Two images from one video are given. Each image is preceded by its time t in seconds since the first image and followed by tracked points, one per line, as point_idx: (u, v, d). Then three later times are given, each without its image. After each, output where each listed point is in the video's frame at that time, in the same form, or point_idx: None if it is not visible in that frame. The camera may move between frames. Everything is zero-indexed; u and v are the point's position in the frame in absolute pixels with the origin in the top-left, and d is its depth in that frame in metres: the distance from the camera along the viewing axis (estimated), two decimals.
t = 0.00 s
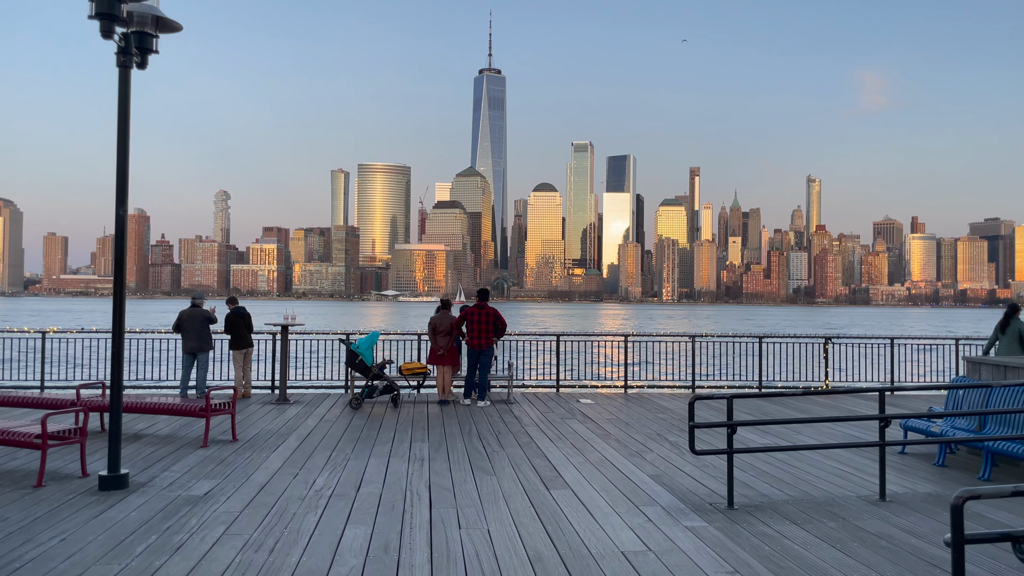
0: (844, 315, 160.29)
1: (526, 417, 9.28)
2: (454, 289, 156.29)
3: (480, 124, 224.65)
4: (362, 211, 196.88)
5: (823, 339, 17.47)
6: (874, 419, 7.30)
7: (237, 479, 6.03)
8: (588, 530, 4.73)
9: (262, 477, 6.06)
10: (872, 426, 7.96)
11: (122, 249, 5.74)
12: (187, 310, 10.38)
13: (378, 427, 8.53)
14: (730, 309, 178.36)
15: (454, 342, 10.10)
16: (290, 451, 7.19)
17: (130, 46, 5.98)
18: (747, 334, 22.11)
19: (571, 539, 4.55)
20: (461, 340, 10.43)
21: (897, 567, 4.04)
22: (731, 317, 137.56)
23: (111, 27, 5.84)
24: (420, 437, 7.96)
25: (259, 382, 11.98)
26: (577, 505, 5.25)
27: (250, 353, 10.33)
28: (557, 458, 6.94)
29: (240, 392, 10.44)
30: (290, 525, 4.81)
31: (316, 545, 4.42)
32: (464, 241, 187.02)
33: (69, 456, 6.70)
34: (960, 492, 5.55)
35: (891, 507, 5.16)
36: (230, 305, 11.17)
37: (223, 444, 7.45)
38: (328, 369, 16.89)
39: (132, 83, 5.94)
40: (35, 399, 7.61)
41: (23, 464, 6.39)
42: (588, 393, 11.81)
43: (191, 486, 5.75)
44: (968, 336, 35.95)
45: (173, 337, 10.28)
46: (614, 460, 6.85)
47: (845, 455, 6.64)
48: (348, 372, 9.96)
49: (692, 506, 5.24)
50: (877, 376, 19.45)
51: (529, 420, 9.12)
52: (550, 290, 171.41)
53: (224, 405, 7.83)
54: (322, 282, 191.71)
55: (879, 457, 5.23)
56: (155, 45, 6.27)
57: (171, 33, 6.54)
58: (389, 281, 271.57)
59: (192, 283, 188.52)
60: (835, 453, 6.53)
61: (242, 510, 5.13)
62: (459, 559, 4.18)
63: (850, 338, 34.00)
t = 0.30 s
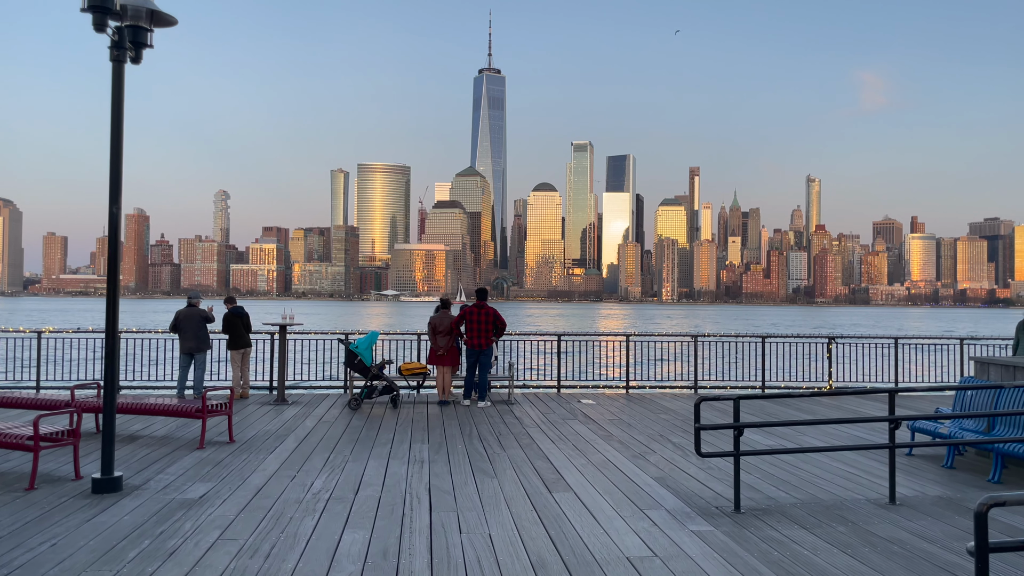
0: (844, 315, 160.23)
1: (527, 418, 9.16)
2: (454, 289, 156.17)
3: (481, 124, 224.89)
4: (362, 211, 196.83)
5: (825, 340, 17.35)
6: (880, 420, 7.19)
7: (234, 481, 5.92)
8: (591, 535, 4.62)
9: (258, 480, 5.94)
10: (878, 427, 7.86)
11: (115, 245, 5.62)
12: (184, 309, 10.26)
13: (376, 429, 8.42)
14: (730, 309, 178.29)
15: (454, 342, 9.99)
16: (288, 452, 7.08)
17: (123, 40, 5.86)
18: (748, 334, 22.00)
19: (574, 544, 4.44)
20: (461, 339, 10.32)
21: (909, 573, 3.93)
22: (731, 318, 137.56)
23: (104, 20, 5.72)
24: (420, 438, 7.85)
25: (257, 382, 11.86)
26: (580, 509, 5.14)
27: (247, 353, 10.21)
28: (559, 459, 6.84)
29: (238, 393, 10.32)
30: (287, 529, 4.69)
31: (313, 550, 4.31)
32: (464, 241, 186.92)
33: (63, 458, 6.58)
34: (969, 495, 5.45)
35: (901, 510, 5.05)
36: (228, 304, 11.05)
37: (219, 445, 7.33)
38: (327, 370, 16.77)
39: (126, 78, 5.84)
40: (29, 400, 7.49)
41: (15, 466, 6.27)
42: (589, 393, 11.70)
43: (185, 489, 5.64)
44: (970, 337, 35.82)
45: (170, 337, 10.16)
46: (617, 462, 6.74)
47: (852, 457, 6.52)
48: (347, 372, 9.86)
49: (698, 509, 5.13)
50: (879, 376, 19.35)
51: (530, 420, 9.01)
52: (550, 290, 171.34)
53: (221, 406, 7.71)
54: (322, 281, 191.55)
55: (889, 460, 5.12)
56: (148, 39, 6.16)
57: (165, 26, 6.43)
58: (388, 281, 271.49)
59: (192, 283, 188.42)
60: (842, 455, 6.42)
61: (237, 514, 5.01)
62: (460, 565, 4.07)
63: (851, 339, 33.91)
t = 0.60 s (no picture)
0: (843, 315, 160.19)
1: (526, 419, 9.02)
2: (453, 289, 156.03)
3: (480, 123, 224.70)
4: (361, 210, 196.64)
5: (826, 340, 17.20)
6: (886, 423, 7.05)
7: (225, 486, 5.77)
8: (592, 542, 4.47)
9: (251, 485, 5.80)
10: (884, 430, 7.71)
11: (103, 244, 5.47)
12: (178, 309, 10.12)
13: (373, 431, 8.28)
14: (730, 309, 178.24)
15: (452, 342, 9.84)
16: (282, 455, 6.94)
17: (111, 33, 5.72)
18: (749, 334, 21.85)
19: (574, 553, 4.29)
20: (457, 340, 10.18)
21: None
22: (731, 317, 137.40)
23: (91, 13, 5.58)
24: (418, 440, 7.70)
25: (253, 384, 11.71)
26: (581, 515, 5.00)
27: (243, 354, 10.07)
28: (558, 461, 6.69)
29: (233, 394, 10.18)
30: (278, 538, 4.53)
31: (304, 559, 4.15)
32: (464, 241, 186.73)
33: (51, 462, 6.43)
34: (979, 501, 5.31)
35: (911, 517, 4.90)
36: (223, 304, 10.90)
37: (211, 448, 7.19)
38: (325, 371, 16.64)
39: (114, 72, 5.69)
40: (18, 402, 7.33)
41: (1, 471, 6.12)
42: (589, 394, 11.56)
43: (175, 495, 5.49)
44: (970, 337, 35.70)
45: (165, 337, 10.01)
46: (618, 465, 6.59)
47: (858, 462, 6.38)
48: (344, 373, 9.73)
49: (702, 515, 4.99)
50: (881, 377, 19.22)
51: (528, 422, 8.88)
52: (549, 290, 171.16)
53: (214, 408, 7.56)
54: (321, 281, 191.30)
55: (899, 464, 4.97)
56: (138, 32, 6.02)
57: (156, 19, 6.29)
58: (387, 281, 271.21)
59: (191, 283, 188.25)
60: (849, 459, 6.28)
61: (228, 521, 4.87)
62: (457, 574, 3.92)
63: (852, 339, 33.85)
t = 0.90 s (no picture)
0: (843, 315, 160.12)
1: (525, 422, 8.88)
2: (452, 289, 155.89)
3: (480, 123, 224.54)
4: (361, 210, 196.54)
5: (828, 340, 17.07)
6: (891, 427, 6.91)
7: (217, 491, 5.63)
8: (592, 551, 4.34)
9: (243, 490, 5.66)
10: (890, 433, 7.57)
11: (91, 244, 5.32)
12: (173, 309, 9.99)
13: (369, 433, 8.15)
14: (729, 309, 178.17)
15: (449, 343, 9.70)
16: (276, 459, 6.81)
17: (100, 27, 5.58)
18: (750, 334, 21.69)
19: (574, 562, 4.16)
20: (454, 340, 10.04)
21: None
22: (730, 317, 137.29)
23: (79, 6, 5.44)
24: (415, 443, 7.57)
25: (250, 385, 11.58)
26: (581, 521, 4.87)
27: (238, 355, 9.93)
28: (558, 465, 6.56)
29: (229, 395, 10.05)
30: (268, 546, 4.39)
31: (295, 569, 4.01)
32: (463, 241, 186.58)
33: (39, 467, 6.31)
34: (990, 507, 5.17)
35: (920, 524, 4.77)
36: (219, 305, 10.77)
37: (204, 451, 7.05)
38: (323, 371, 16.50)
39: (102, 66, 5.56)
40: (7, 404, 7.20)
41: None
42: (590, 396, 11.41)
43: (165, 501, 5.36)
44: (973, 337, 35.46)
45: (159, 338, 9.88)
46: (619, 468, 6.46)
47: (864, 466, 6.25)
48: (341, 374, 9.59)
49: (705, 522, 4.85)
50: (883, 377, 19.08)
51: (527, 424, 8.74)
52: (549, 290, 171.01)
53: (208, 411, 7.43)
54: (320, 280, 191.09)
55: (908, 470, 4.84)
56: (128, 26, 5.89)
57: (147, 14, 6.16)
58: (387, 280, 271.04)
59: (190, 283, 188.11)
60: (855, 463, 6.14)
61: (218, 528, 4.73)
62: None
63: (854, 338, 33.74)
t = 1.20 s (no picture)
0: (843, 314, 160.02)
1: (526, 423, 8.74)
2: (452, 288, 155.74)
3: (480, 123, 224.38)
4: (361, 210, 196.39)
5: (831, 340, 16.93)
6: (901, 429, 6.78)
7: (211, 495, 5.49)
8: (597, 557, 4.20)
9: (237, 494, 5.52)
10: (898, 435, 7.42)
11: (80, 243, 5.19)
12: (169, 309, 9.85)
13: (368, 434, 8.00)
14: (729, 308, 178.05)
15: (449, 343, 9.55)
16: (272, 461, 6.67)
17: (90, 19, 5.45)
18: (752, 333, 21.54)
19: (579, 569, 4.02)
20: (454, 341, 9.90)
21: None
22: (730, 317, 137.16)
23: None
24: (414, 445, 7.43)
25: (247, 385, 11.45)
26: (585, 526, 4.73)
27: (235, 355, 9.79)
28: (560, 468, 6.42)
29: (225, 396, 9.91)
30: (263, 552, 4.26)
31: None
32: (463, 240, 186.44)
33: (30, 470, 6.18)
34: (1004, 512, 5.03)
35: (933, 530, 4.63)
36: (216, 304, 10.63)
37: (199, 454, 6.91)
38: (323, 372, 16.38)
39: (94, 59, 5.43)
40: None
41: None
42: (591, 396, 11.27)
43: (158, 505, 5.22)
44: (975, 336, 35.34)
45: (155, 337, 9.74)
46: (623, 471, 6.32)
47: (873, 469, 6.11)
48: (339, 374, 9.45)
49: (713, 527, 4.72)
50: (886, 377, 18.94)
51: (528, 426, 8.60)
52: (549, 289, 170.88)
53: (203, 412, 7.29)
54: (320, 280, 190.95)
55: (921, 473, 4.70)
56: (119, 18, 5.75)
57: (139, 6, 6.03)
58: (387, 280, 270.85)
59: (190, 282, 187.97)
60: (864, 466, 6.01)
61: (211, 534, 4.60)
62: None
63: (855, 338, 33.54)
